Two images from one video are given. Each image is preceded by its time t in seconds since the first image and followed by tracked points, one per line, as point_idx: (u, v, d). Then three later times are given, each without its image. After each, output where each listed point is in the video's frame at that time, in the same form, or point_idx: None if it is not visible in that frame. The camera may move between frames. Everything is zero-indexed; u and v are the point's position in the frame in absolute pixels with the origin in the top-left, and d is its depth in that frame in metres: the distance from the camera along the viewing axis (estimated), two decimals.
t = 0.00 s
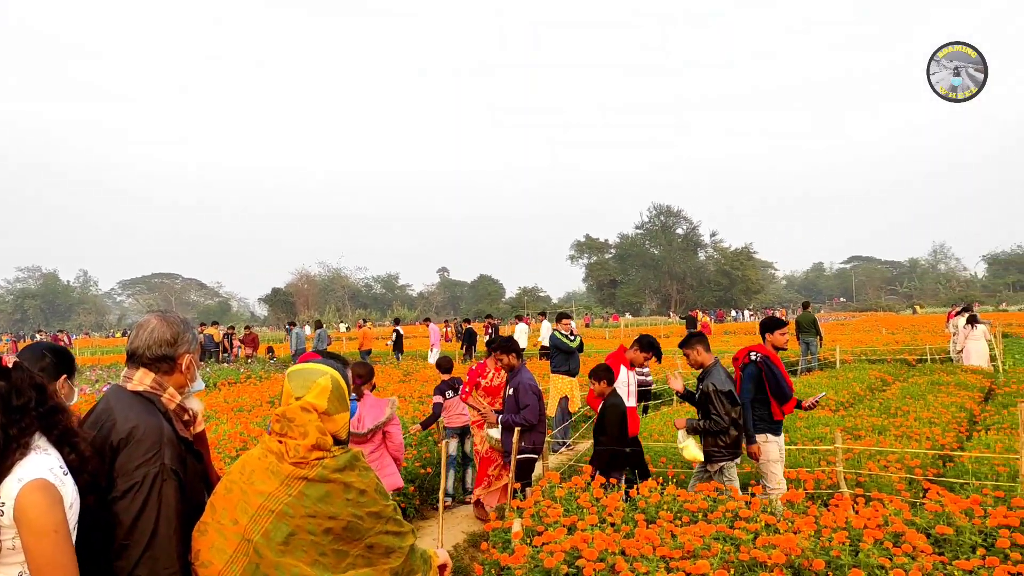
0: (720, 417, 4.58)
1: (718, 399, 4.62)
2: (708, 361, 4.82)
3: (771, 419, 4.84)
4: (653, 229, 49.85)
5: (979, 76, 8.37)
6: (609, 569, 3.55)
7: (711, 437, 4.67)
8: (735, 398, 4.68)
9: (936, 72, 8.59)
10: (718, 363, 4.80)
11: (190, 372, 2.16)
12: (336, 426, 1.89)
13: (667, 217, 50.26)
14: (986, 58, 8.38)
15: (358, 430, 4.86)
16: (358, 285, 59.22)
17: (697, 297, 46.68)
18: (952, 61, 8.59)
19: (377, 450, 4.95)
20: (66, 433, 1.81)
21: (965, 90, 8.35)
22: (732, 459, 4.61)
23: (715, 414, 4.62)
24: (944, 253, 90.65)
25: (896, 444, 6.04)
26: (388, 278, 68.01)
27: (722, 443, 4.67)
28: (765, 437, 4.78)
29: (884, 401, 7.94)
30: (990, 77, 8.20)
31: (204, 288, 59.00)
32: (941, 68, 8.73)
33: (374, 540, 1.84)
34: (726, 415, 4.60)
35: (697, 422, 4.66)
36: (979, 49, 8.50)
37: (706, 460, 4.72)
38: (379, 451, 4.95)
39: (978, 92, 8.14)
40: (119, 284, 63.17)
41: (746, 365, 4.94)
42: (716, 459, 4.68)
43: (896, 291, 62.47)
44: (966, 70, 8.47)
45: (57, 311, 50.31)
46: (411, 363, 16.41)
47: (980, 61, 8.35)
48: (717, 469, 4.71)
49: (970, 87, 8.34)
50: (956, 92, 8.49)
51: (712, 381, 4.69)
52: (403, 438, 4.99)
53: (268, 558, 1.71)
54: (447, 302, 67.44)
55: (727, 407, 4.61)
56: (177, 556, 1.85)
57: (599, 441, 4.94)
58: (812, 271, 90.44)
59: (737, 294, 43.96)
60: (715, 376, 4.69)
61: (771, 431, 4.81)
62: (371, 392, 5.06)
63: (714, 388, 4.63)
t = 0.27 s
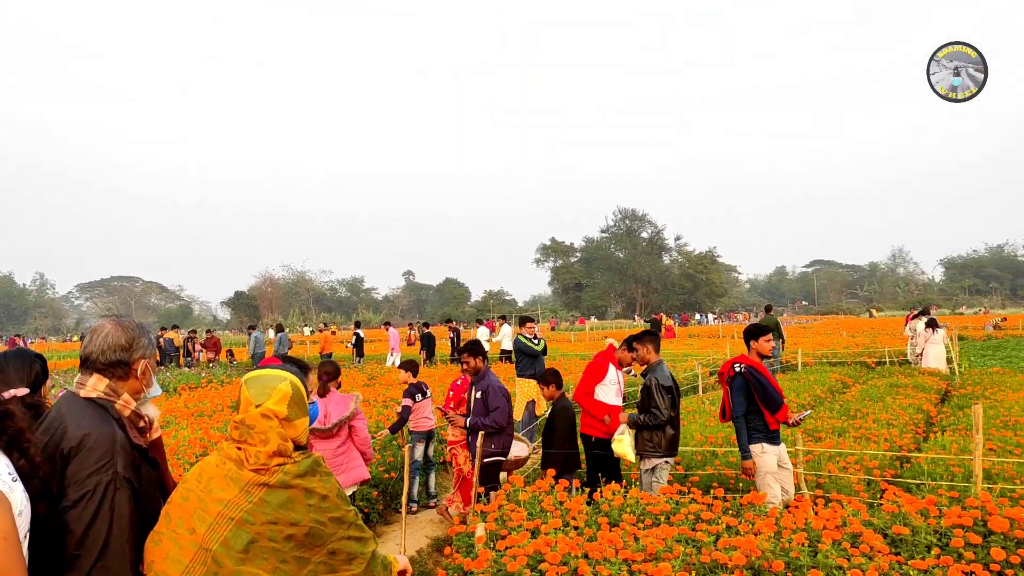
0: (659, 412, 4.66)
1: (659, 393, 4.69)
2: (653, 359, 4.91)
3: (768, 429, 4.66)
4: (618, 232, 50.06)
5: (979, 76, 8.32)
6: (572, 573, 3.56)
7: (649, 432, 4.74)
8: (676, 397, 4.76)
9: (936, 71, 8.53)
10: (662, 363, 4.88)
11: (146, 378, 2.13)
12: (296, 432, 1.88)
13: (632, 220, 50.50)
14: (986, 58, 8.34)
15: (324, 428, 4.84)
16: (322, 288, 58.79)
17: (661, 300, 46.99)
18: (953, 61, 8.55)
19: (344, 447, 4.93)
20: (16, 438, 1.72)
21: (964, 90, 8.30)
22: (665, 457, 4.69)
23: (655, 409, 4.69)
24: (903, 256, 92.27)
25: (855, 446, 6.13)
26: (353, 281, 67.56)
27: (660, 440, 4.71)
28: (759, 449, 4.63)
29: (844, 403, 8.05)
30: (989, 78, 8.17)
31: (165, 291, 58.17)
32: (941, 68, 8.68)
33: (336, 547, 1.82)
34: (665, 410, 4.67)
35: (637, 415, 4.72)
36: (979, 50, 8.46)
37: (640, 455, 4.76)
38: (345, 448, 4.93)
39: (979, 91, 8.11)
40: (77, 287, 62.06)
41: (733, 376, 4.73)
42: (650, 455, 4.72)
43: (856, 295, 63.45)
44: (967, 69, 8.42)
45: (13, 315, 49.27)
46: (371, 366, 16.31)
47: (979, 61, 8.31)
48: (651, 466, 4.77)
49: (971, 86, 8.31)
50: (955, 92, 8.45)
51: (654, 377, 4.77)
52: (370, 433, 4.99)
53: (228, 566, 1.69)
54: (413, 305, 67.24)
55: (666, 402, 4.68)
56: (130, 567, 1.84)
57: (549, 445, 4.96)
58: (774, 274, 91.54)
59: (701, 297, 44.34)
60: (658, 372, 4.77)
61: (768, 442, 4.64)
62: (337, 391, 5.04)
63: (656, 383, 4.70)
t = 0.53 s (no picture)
0: (601, 410, 4.68)
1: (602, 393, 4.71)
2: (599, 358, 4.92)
3: (751, 431, 4.66)
4: (584, 235, 50.24)
5: (978, 76, 8.47)
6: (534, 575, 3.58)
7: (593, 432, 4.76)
8: (621, 397, 4.78)
9: (937, 70, 8.64)
10: (609, 363, 4.90)
11: (103, 383, 2.11)
12: (252, 438, 1.87)
13: (597, 223, 50.66)
14: (986, 59, 8.50)
15: (298, 428, 4.88)
16: (287, 291, 58.28)
17: (627, 302, 47.28)
18: (953, 61, 8.68)
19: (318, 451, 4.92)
20: None
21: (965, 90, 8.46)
22: (610, 456, 4.72)
23: (599, 408, 4.71)
24: (863, 260, 93.78)
25: (817, 447, 6.22)
26: (318, 283, 67.04)
27: (606, 440, 4.73)
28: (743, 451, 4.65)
29: (806, 404, 8.16)
30: (989, 78, 8.32)
31: (125, 294, 57.29)
32: (941, 68, 8.81)
33: (295, 553, 1.81)
34: (608, 409, 4.69)
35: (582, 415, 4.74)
36: (978, 51, 8.61)
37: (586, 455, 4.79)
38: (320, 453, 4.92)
39: (978, 92, 8.24)
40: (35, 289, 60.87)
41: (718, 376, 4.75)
42: (596, 455, 4.75)
43: (818, 297, 64.37)
44: (966, 70, 8.56)
45: None
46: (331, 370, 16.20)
47: (979, 61, 8.45)
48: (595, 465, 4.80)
49: (970, 86, 8.45)
50: (955, 92, 8.58)
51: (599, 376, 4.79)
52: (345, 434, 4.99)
53: None
54: (379, 307, 66.92)
55: (609, 402, 4.70)
56: None
57: (504, 447, 4.95)
58: (738, 277, 92.51)
59: (666, 300, 44.69)
60: (602, 372, 4.80)
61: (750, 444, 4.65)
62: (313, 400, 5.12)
63: (600, 382, 4.73)
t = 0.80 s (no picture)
0: (547, 418, 4.71)
1: (548, 400, 4.73)
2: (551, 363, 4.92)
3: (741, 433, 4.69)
4: (550, 237, 50.35)
5: (978, 77, 8.59)
6: None
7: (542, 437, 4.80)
8: (568, 403, 4.79)
9: (938, 70, 8.77)
10: (558, 368, 4.91)
11: (60, 388, 2.08)
12: (200, 443, 1.85)
13: (562, 225, 50.78)
14: (987, 59, 8.64)
15: (275, 424, 4.87)
16: (250, 292, 57.71)
17: (592, 303, 47.53)
18: (953, 61, 8.82)
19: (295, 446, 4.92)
20: None
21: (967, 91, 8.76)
22: (556, 461, 4.79)
23: (545, 415, 4.73)
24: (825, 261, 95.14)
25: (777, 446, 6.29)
26: (282, 285, 66.49)
27: (552, 444, 4.79)
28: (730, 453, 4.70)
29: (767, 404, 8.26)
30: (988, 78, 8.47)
31: (83, 296, 56.35)
32: (941, 68, 8.96)
33: (250, 558, 1.80)
34: (553, 416, 4.72)
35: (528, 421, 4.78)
36: (979, 50, 8.76)
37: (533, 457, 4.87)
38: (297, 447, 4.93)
39: (979, 93, 8.35)
40: None
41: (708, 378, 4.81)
42: (541, 459, 4.84)
43: (781, 298, 65.21)
44: (966, 70, 8.68)
45: None
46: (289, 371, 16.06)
47: (980, 61, 8.59)
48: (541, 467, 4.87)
49: (970, 88, 8.56)
50: (956, 91, 8.72)
51: (547, 383, 4.79)
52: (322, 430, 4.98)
53: None
54: (344, 309, 66.51)
55: (555, 410, 4.72)
56: None
57: (458, 447, 4.97)
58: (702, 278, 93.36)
59: (632, 301, 45.00)
60: (551, 378, 4.79)
61: (738, 447, 4.69)
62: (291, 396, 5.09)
63: (547, 390, 4.73)
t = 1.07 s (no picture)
0: (500, 420, 4.75)
1: (500, 402, 4.77)
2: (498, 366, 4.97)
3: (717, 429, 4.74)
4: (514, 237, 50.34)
5: (978, 77, 8.78)
6: None
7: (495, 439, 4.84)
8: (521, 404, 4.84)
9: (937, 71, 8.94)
10: (508, 369, 4.96)
11: (12, 392, 2.05)
12: (151, 447, 1.83)
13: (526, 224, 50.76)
14: (985, 60, 8.84)
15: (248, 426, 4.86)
16: (211, 292, 56.98)
17: (557, 303, 47.69)
18: (953, 62, 9.00)
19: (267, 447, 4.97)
20: None
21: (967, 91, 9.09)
22: (511, 461, 4.83)
23: (498, 417, 4.78)
24: (786, 260, 96.42)
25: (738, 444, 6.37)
26: (244, 285, 65.74)
27: (505, 446, 4.83)
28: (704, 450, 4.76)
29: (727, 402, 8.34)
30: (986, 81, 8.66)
31: (38, 296, 55.22)
32: (940, 69, 9.17)
33: (201, 563, 1.80)
34: (506, 418, 4.76)
35: (480, 423, 4.81)
36: (978, 51, 8.96)
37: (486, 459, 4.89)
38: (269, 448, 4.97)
39: (979, 93, 8.55)
40: None
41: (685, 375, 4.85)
42: (494, 460, 4.86)
43: (743, 297, 65.91)
44: (967, 70, 8.87)
45: None
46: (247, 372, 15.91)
47: (979, 62, 8.77)
48: (496, 468, 4.91)
49: (970, 87, 8.77)
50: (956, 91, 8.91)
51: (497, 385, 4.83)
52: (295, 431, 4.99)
53: None
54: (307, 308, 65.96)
55: (507, 411, 4.77)
56: None
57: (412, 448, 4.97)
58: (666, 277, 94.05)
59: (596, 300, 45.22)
60: (501, 380, 4.83)
61: (713, 443, 4.74)
62: (265, 397, 5.12)
63: (499, 393, 4.77)
